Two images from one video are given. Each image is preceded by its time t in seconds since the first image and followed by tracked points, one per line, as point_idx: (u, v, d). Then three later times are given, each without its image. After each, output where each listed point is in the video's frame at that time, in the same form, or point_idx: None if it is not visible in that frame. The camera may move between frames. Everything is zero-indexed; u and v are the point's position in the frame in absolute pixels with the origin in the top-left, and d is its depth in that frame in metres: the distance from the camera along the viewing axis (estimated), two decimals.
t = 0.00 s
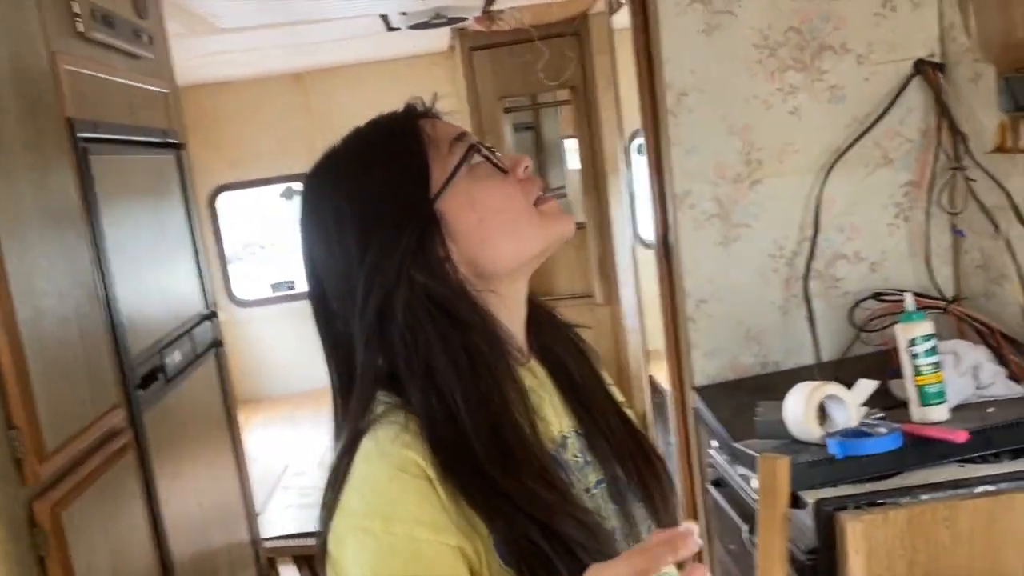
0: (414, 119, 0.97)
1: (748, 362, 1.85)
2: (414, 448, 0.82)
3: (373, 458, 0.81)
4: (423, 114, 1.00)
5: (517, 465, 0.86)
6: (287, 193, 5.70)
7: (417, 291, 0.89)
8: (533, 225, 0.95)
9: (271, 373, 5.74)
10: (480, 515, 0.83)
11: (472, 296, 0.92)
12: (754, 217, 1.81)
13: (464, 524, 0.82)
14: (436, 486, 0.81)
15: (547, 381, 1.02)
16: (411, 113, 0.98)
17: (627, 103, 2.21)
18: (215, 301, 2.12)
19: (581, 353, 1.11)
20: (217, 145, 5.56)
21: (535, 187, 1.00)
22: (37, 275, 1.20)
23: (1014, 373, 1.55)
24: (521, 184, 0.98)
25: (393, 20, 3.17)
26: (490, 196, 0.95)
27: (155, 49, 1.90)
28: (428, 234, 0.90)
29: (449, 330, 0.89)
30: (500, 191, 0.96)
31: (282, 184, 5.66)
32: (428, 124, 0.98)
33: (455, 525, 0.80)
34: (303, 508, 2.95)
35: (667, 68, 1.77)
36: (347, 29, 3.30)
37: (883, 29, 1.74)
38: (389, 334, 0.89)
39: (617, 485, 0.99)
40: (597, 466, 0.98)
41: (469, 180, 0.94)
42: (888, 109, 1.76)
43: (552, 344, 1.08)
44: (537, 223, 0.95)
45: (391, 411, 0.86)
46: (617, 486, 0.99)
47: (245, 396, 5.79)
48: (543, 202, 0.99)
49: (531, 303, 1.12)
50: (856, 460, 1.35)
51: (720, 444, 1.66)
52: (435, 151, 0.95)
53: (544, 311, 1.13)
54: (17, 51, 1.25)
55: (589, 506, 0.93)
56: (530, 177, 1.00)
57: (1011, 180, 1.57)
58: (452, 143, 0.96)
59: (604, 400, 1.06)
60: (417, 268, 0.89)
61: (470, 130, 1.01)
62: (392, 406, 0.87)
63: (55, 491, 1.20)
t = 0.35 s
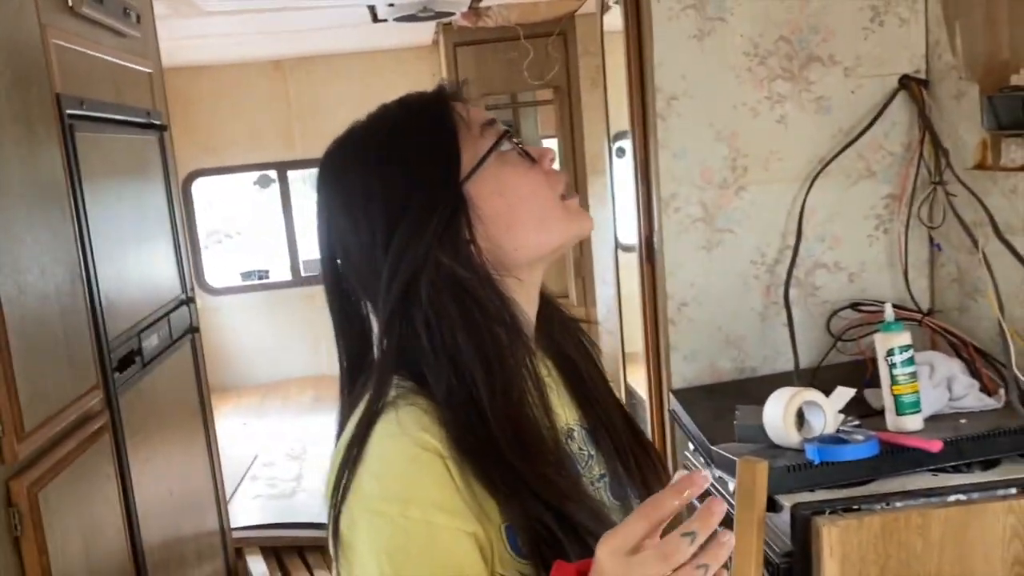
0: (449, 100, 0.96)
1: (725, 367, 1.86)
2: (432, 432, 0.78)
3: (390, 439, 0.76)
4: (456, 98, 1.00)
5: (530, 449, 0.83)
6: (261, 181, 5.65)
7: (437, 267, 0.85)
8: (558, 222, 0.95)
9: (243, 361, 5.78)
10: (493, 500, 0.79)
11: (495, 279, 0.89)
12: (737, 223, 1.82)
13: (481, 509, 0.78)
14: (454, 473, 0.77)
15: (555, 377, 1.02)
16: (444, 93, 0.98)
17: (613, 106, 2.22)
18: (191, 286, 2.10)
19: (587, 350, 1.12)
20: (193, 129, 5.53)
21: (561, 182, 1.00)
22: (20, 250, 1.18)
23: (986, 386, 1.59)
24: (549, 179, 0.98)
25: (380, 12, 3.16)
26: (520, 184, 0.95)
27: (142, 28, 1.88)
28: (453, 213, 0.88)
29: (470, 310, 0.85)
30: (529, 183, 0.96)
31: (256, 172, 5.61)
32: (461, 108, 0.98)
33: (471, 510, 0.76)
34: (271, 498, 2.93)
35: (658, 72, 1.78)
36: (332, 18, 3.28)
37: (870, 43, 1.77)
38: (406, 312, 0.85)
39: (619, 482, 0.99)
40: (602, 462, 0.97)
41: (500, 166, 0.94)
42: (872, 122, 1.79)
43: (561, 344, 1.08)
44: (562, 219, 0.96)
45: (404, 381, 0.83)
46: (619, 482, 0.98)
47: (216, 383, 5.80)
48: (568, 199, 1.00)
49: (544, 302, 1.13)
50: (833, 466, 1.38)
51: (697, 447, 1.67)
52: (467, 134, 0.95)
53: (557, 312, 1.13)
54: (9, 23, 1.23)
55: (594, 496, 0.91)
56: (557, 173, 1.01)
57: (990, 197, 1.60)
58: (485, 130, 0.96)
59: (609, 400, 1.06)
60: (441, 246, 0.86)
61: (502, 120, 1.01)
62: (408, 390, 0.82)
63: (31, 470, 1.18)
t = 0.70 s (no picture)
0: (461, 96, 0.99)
1: (716, 369, 1.90)
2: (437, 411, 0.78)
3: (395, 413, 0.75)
4: (469, 94, 1.03)
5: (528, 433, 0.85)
6: (262, 173, 5.67)
7: (444, 255, 0.88)
8: (565, 215, 0.99)
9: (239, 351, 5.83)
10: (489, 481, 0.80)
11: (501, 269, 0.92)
12: (733, 229, 1.86)
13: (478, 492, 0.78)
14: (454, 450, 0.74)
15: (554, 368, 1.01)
16: (456, 89, 1.01)
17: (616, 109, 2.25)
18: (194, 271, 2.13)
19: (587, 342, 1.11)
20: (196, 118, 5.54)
21: (568, 178, 1.03)
22: (37, 229, 1.21)
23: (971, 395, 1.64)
24: (557, 173, 1.02)
25: (389, 8, 3.19)
26: (528, 177, 0.98)
27: (156, 15, 1.90)
28: (463, 206, 0.91)
29: (477, 298, 0.88)
30: (537, 176, 0.99)
31: (257, 164, 5.64)
32: (473, 104, 1.00)
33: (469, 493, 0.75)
34: (264, 484, 2.96)
35: (661, 77, 1.81)
36: (341, 13, 3.31)
37: (870, 56, 1.81)
38: (416, 299, 0.88)
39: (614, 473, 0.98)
40: (597, 449, 0.96)
41: (509, 160, 0.97)
42: (869, 134, 1.83)
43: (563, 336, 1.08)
44: (568, 212, 0.99)
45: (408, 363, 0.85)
46: (613, 472, 0.97)
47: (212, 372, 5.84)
48: (574, 193, 1.03)
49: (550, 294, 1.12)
50: (819, 467, 1.40)
51: (686, 446, 1.71)
52: (478, 129, 0.98)
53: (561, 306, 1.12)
54: (32, 6, 1.26)
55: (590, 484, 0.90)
56: (564, 168, 1.04)
57: (981, 212, 1.65)
58: (496, 124, 0.99)
59: (607, 393, 1.05)
60: (451, 236, 0.89)
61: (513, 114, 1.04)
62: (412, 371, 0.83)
63: (39, 444, 1.22)
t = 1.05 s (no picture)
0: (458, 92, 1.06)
1: (701, 351, 1.99)
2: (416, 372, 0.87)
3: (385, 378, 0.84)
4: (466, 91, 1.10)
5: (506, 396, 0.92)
6: (271, 151, 5.75)
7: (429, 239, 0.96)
8: (539, 208, 1.06)
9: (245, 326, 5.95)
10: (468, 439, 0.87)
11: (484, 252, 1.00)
12: (721, 216, 1.94)
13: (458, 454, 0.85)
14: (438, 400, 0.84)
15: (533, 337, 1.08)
16: (453, 86, 1.08)
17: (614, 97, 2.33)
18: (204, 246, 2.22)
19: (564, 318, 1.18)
20: (206, 96, 5.62)
21: (550, 175, 1.09)
22: (63, 201, 1.34)
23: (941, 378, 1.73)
24: (538, 169, 1.08)
25: None
26: (508, 169, 1.05)
27: None
28: (451, 192, 0.99)
29: (462, 275, 0.95)
30: (515, 169, 1.05)
31: (266, 142, 5.73)
32: (467, 100, 1.08)
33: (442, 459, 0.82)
34: (269, 451, 3.07)
35: (655, 69, 1.89)
36: None
37: (857, 53, 1.88)
38: (409, 273, 0.96)
39: (586, 437, 1.04)
40: (569, 415, 1.03)
41: (492, 153, 1.04)
42: (853, 128, 1.90)
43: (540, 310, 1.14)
44: (543, 205, 1.06)
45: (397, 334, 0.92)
46: (585, 436, 1.04)
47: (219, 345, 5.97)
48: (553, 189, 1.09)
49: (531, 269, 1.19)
50: (790, 442, 1.49)
51: (670, 421, 1.80)
52: (468, 123, 1.05)
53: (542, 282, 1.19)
54: None
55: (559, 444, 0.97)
56: (548, 166, 1.10)
57: (956, 207, 1.73)
58: (485, 120, 1.06)
59: (578, 361, 1.12)
60: (438, 218, 0.97)
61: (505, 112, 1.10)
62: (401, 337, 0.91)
63: (61, 401, 1.33)
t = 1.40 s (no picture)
0: (452, 57, 1.08)
1: (699, 308, 2.08)
2: (399, 304, 0.97)
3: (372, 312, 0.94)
4: (468, 57, 1.11)
5: (483, 329, 1.00)
6: (292, 116, 5.85)
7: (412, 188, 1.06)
8: (477, 192, 1.03)
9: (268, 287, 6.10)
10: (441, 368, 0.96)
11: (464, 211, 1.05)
12: (719, 179, 2.01)
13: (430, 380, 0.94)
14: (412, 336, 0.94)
15: (517, 281, 1.15)
16: (453, 52, 1.09)
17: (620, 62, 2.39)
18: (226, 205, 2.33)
19: (556, 257, 1.23)
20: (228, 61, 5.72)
21: (506, 157, 1.04)
22: (94, 158, 1.45)
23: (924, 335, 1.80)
24: (491, 150, 1.04)
25: None
26: (451, 149, 1.03)
27: None
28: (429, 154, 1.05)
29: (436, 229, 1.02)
30: (464, 148, 1.03)
31: (287, 107, 5.82)
32: (453, 71, 1.08)
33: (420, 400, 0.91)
34: (288, 403, 3.20)
35: (657, 35, 1.95)
36: None
37: (854, 20, 1.93)
38: (394, 218, 1.03)
39: (564, 374, 1.12)
40: (546, 353, 1.11)
41: (445, 131, 1.04)
42: (849, 93, 1.96)
43: (529, 249, 1.20)
44: (484, 188, 1.03)
45: (390, 268, 1.01)
46: (563, 373, 1.12)
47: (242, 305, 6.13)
48: (508, 172, 1.04)
49: (529, 206, 1.23)
50: (773, 391, 1.58)
51: (665, 374, 1.89)
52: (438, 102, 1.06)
53: (541, 219, 1.24)
54: None
55: (531, 381, 1.06)
56: (510, 147, 1.05)
57: (944, 170, 1.79)
58: (453, 96, 1.06)
59: (564, 301, 1.19)
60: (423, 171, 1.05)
61: (482, 87, 1.07)
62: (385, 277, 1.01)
63: (93, 343, 1.45)
